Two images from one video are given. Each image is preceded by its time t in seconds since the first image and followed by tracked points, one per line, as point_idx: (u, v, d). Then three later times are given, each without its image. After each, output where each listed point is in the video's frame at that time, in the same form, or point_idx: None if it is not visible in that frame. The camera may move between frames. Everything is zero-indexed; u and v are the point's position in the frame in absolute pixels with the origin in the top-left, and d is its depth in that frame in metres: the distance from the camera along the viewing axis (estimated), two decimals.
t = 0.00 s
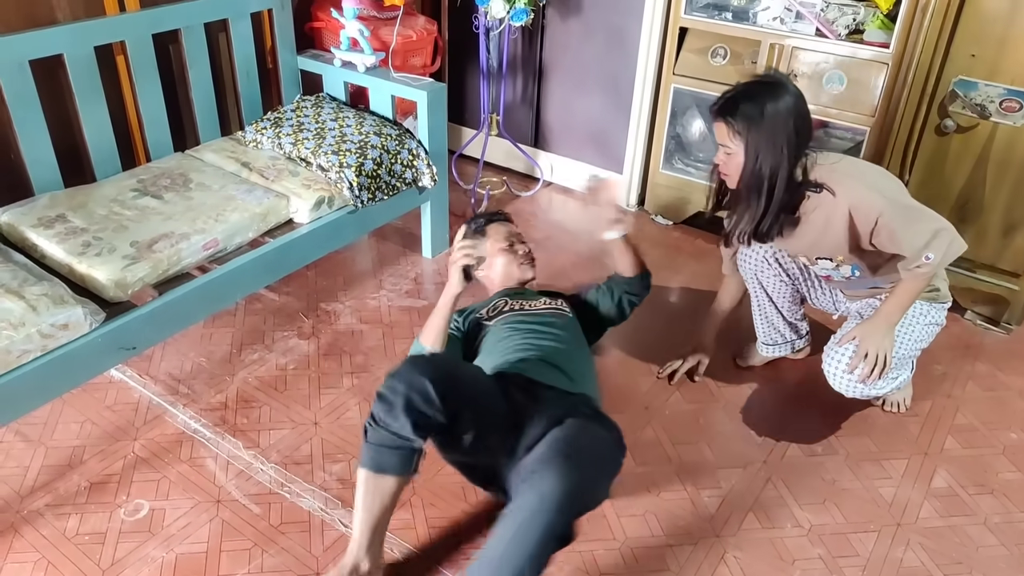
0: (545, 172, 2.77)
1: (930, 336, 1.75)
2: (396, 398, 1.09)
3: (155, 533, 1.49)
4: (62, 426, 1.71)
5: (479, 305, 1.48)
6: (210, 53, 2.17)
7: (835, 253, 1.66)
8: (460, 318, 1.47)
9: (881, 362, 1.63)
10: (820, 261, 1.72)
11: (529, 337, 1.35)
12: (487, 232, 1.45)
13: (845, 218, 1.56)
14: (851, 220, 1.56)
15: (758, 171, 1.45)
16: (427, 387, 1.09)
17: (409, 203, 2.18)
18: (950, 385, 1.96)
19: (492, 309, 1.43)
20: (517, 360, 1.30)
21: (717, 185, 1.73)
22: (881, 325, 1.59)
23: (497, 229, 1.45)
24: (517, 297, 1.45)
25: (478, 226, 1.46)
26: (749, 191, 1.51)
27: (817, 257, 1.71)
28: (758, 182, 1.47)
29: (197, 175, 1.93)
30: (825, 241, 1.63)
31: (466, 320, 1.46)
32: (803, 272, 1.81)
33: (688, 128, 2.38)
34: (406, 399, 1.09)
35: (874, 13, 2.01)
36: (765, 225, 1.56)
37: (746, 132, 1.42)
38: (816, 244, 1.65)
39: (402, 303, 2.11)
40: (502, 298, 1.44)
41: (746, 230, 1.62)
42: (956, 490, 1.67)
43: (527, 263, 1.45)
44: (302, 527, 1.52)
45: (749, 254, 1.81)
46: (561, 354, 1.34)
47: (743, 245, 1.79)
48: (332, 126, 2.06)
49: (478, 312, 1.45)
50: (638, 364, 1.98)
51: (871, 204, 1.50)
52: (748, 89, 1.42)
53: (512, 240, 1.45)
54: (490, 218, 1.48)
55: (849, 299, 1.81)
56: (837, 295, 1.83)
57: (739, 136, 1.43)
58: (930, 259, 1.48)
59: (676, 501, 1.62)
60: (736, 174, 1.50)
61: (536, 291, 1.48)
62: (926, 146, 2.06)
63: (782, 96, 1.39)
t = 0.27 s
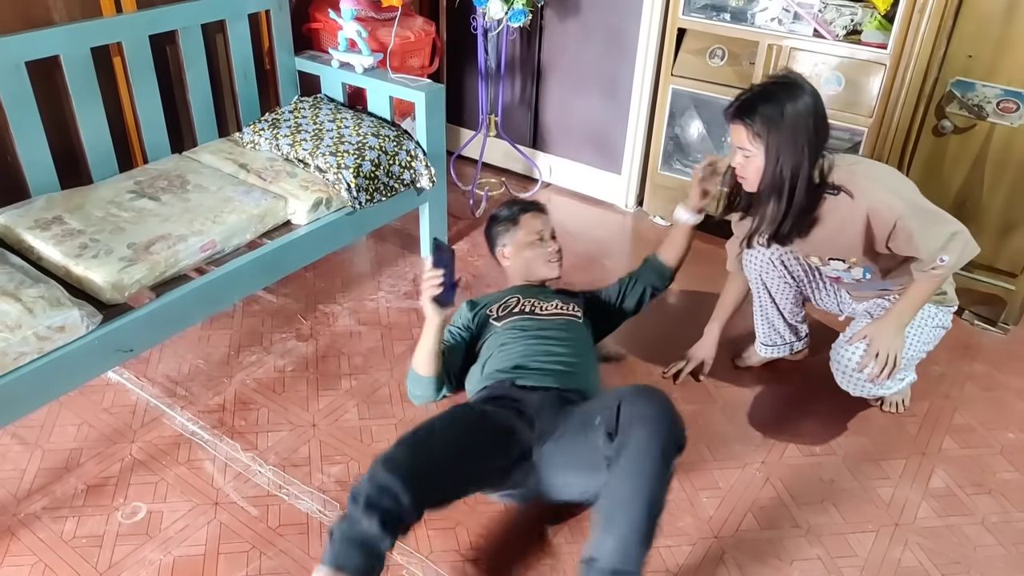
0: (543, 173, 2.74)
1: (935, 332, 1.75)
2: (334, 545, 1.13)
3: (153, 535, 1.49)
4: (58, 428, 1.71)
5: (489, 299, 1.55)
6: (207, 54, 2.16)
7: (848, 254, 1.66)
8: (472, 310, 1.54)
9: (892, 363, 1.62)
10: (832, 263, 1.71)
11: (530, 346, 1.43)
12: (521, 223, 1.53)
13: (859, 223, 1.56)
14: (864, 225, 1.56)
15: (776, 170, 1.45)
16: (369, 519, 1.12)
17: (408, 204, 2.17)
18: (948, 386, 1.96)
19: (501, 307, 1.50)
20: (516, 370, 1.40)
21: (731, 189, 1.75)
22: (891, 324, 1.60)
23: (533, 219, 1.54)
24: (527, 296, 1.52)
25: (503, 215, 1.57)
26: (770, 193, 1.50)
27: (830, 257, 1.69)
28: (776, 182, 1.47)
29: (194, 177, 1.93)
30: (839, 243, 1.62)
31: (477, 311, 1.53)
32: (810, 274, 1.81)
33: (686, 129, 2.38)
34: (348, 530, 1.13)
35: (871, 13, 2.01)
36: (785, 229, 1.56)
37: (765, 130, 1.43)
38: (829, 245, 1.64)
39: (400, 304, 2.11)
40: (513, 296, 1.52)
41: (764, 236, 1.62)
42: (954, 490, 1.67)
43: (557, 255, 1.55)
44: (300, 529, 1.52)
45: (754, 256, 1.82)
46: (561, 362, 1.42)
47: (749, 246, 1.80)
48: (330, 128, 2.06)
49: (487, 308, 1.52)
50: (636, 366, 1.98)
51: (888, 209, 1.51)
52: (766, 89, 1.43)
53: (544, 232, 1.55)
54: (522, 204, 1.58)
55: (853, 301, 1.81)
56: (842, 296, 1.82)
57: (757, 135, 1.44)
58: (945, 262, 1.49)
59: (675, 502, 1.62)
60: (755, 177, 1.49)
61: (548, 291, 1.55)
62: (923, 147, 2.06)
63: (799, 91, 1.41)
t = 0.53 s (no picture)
0: (542, 175, 2.71)
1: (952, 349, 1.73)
2: None
3: (150, 539, 1.48)
4: (55, 432, 1.70)
5: (475, 296, 1.57)
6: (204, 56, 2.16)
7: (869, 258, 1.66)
8: (459, 310, 1.56)
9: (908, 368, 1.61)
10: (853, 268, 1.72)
11: (523, 350, 1.50)
12: (506, 214, 1.49)
13: (882, 226, 1.57)
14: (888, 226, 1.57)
15: (804, 180, 1.45)
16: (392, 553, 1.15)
17: (406, 206, 2.17)
18: (946, 386, 1.96)
19: (491, 312, 1.53)
20: (512, 376, 1.48)
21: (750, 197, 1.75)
22: (910, 328, 1.59)
23: (519, 207, 1.50)
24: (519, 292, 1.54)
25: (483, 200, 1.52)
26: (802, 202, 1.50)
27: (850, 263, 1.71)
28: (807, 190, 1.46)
29: (192, 179, 1.92)
30: (860, 247, 1.63)
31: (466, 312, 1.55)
32: (824, 280, 1.80)
33: (684, 130, 2.39)
34: (368, 565, 1.16)
35: (868, 15, 2.02)
36: (807, 236, 1.57)
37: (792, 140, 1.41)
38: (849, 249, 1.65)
39: (398, 306, 2.10)
40: (502, 295, 1.55)
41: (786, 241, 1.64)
42: (952, 490, 1.67)
43: (545, 246, 1.53)
44: (298, 532, 1.52)
45: (771, 262, 1.79)
46: (556, 364, 1.48)
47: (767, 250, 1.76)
48: (328, 129, 2.05)
49: (475, 310, 1.55)
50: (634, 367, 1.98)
51: (914, 213, 1.51)
52: (794, 95, 1.40)
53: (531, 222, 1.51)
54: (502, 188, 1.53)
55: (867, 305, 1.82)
56: (853, 301, 1.83)
57: (786, 145, 1.41)
58: (970, 266, 1.48)
59: (673, 503, 1.62)
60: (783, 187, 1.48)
61: (537, 280, 1.55)
62: (921, 148, 2.06)
63: (828, 95, 1.39)
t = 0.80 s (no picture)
0: (538, 176, 2.69)
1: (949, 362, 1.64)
2: (384, 509, 1.17)
3: (147, 543, 1.48)
4: (50, 436, 1.69)
5: (455, 290, 1.58)
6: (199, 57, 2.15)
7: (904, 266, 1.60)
8: (441, 307, 1.58)
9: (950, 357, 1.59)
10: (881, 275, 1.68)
11: (511, 351, 1.50)
12: (488, 212, 1.48)
13: (934, 248, 1.49)
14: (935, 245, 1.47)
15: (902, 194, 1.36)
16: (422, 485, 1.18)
17: (402, 207, 2.16)
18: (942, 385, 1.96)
19: (472, 310, 1.54)
20: (505, 376, 1.47)
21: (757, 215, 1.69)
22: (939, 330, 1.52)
23: (499, 205, 1.49)
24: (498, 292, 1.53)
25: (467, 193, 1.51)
26: (900, 217, 1.41)
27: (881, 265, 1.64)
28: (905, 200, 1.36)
29: (187, 181, 1.92)
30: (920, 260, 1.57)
31: (447, 308, 1.58)
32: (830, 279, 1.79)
33: (680, 131, 2.38)
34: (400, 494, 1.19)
35: (864, 15, 2.02)
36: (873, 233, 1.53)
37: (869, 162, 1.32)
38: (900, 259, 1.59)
39: (395, 307, 2.10)
40: (481, 290, 1.55)
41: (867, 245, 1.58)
42: (948, 490, 1.68)
43: (524, 246, 1.52)
44: (296, 535, 1.51)
45: (777, 267, 1.77)
46: (549, 362, 1.48)
47: (773, 251, 1.75)
48: (324, 131, 2.05)
49: (458, 309, 1.56)
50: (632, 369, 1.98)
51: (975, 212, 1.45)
52: (852, 116, 1.35)
53: (510, 221, 1.49)
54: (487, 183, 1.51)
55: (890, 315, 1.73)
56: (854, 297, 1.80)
57: (880, 161, 1.32)
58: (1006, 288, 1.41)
59: (671, 504, 1.62)
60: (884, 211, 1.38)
61: (518, 277, 1.54)
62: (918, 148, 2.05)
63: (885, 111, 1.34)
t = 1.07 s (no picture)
0: (532, 174, 2.67)
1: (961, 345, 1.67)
2: (377, 428, 1.16)
3: (139, 546, 1.46)
4: (40, 439, 1.67)
5: (434, 296, 1.43)
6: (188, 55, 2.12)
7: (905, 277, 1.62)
8: (420, 316, 1.45)
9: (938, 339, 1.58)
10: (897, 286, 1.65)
11: (502, 356, 1.43)
12: (480, 231, 1.31)
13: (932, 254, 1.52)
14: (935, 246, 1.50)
15: (893, 217, 1.36)
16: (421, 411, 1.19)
17: (396, 206, 2.15)
18: (936, 381, 1.97)
19: (455, 322, 1.42)
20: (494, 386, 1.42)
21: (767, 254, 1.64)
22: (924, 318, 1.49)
23: (494, 220, 1.32)
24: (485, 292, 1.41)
25: (457, 199, 1.33)
26: (900, 239, 1.42)
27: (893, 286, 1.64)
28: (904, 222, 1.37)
29: (177, 180, 1.90)
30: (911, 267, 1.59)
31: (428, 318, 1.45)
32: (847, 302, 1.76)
33: (675, 128, 2.36)
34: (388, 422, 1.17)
35: (858, 12, 2.01)
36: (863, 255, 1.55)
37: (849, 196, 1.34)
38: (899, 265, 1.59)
39: (388, 306, 2.08)
40: (464, 298, 1.41)
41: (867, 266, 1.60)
42: (941, 484, 1.68)
43: (513, 262, 1.37)
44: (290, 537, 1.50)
45: (784, 292, 1.80)
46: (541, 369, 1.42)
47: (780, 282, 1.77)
48: (316, 129, 2.03)
49: (440, 318, 1.44)
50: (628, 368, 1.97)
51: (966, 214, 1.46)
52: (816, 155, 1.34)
53: (504, 236, 1.33)
54: (481, 190, 1.33)
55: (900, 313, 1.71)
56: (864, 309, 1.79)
57: (862, 195, 1.33)
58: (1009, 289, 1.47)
59: (667, 502, 1.62)
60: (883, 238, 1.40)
61: (501, 281, 1.41)
62: (912, 144, 2.05)
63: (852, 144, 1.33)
